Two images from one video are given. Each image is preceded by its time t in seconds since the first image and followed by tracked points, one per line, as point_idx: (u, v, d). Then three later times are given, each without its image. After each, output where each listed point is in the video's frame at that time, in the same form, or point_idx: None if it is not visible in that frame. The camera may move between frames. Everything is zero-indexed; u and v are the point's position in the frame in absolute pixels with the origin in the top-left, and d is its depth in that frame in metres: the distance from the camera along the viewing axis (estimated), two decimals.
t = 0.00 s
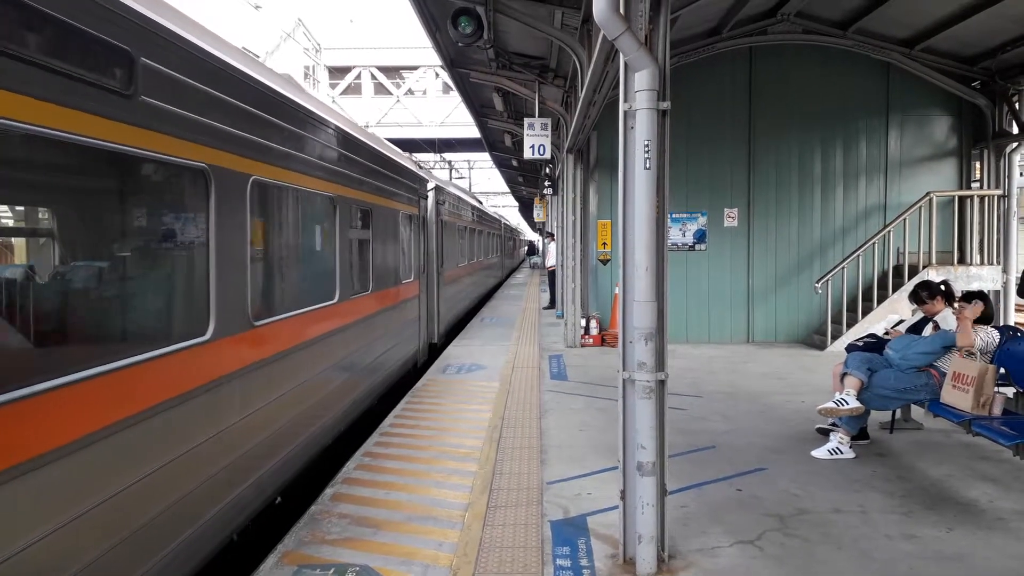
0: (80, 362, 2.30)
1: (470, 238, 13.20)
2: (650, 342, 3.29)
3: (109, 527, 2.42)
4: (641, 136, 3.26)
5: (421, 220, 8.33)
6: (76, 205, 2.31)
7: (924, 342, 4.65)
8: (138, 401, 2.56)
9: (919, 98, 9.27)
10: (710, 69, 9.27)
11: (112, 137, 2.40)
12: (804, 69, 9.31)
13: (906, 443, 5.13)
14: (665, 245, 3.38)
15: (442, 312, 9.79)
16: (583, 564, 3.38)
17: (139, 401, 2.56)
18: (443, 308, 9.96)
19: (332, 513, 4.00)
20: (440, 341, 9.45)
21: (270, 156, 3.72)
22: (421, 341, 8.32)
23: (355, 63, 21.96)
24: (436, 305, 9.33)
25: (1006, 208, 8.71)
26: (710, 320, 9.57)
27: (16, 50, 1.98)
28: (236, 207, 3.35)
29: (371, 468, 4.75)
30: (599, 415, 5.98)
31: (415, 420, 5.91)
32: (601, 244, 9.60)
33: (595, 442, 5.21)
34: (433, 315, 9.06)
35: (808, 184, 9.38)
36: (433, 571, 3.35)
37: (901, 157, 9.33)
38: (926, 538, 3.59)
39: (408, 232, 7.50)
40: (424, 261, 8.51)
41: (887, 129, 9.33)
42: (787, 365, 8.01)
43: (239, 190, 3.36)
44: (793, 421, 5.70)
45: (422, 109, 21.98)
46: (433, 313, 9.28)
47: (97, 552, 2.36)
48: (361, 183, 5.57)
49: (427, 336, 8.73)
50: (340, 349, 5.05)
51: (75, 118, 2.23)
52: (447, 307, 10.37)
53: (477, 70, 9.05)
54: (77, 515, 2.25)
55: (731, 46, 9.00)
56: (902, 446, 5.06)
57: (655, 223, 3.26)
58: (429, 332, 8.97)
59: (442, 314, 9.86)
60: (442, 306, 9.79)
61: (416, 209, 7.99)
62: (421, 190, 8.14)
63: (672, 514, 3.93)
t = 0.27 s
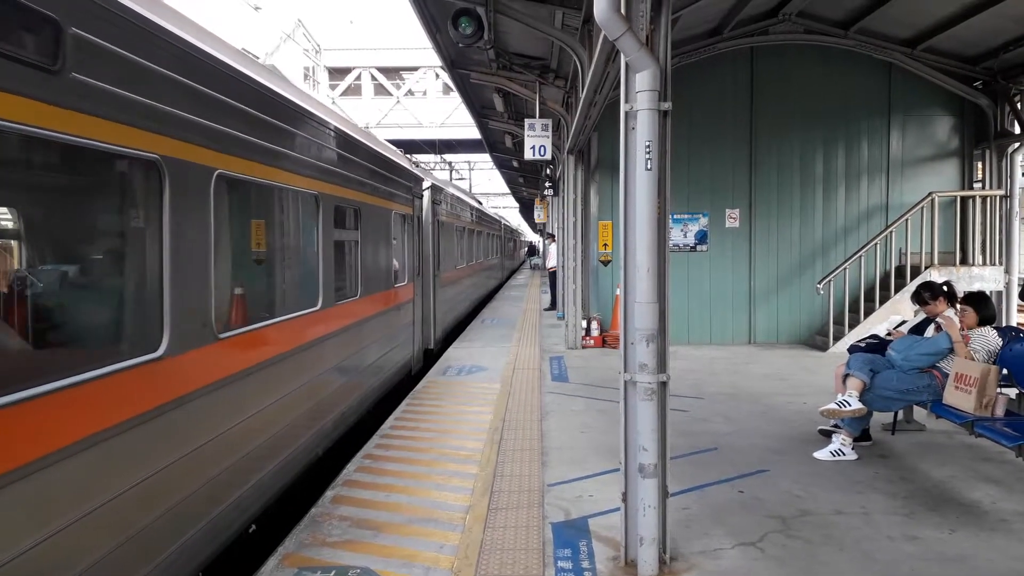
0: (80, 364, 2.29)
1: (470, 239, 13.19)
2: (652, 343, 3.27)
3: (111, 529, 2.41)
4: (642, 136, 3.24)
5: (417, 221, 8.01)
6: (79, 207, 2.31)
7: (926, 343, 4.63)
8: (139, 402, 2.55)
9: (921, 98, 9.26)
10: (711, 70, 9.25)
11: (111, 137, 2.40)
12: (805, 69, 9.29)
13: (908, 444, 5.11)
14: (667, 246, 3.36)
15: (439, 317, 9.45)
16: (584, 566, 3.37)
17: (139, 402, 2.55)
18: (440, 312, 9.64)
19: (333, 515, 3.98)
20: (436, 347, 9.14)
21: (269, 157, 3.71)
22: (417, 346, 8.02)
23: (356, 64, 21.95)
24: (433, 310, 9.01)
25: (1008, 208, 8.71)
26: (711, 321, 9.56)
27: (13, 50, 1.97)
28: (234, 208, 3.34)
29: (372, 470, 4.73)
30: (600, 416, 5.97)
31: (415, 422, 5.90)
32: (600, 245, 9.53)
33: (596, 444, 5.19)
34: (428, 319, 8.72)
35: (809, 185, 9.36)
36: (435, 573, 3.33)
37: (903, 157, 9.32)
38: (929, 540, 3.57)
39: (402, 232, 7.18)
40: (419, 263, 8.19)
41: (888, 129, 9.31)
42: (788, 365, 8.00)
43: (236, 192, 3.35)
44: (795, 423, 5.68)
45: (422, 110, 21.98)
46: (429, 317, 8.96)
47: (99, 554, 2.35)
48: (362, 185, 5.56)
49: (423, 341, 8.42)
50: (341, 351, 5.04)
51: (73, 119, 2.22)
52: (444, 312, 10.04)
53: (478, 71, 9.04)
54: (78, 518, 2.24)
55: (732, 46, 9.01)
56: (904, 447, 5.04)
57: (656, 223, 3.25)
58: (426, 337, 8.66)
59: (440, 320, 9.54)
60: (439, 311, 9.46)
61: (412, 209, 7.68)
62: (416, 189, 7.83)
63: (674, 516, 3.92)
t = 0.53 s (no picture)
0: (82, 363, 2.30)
1: (470, 239, 13.20)
2: (651, 343, 3.28)
3: (112, 528, 2.42)
4: (642, 136, 3.25)
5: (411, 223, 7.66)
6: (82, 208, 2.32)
7: (925, 343, 4.64)
8: (141, 402, 2.56)
9: (920, 98, 9.27)
10: (711, 70, 9.26)
11: (110, 137, 2.40)
12: (805, 69, 9.30)
13: (907, 444, 5.12)
14: (666, 246, 3.37)
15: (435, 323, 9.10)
16: (584, 565, 3.38)
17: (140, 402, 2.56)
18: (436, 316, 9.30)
19: (333, 514, 4.00)
20: (432, 353, 8.81)
21: (269, 158, 3.72)
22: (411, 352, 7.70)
23: (356, 65, 21.96)
24: (429, 315, 8.67)
25: (1008, 208, 8.71)
26: (711, 321, 9.56)
27: (14, 50, 1.98)
28: (232, 208, 3.35)
29: (372, 470, 4.74)
30: (600, 416, 5.97)
31: (416, 422, 5.91)
32: (600, 245, 9.53)
33: (596, 443, 5.20)
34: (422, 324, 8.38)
35: (809, 185, 9.37)
36: (434, 572, 3.34)
37: (902, 157, 9.32)
38: (928, 539, 3.58)
39: (395, 232, 6.86)
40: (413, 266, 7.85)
41: (888, 129, 9.32)
42: (788, 365, 8.00)
43: (235, 192, 3.36)
44: (794, 423, 5.69)
45: (422, 111, 21.99)
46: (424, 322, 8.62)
47: (100, 554, 2.36)
48: (362, 185, 5.57)
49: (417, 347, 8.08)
50: (341, 351, 5.05)
51: (75, 120, 2.24)
52: (441, 316, 9.70)
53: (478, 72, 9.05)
54: (80, 517, 2.26)
55: (732, 47, 9.02)
56: (903, 447, 5.05)
57: (656, 224, 3.26)
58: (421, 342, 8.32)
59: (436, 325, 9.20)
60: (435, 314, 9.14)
61: (405, 209, 7.36)
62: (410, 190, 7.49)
63: (673, 516, 3.92)
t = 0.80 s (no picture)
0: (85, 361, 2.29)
1: (471, 236, 13.20)
2: (652, 339, 3.29)
3: (113, 525, 2.42)
4: (643, 133, 3.25)
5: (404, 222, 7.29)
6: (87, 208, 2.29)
7: (926, 339, 4.64)
8: (141, 399, 2.56)
9: (922, 95, 9.25)
10: (711, 66, 9.25)
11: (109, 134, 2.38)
12: (806, 65, 9.29)
13: (907, 440, 5.12)
14: (667, 243, 3.36)
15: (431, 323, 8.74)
16: (585, 561, 3.38)
17: (141, 399, 2.56)
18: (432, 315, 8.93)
19: (334, 511, 4.00)
20: (428, 354, 8.47)
21: (269, 154, 3.71)
22: (405, 354, 7.35)
23: (357, 61, 21.92)
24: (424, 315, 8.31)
25: (1010, 204, 8.67)
26: (712, 317, 9.56)
27: (14, 46, 1.96)
28: (232, 206, 3.34)
29: (373, 466, 4.75)
30: (601, 412, 5.98)
31: (416, 418, 5.92)
32: (601, 242, 9.54)
33: (597, 440, 5.20)
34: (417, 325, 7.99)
35: (810, 181, 9.36)
36: (436, 568, 3.35)
37: (904, 153, 9.31)
38: (929, 535, 3.59)
39: (387, 227, 6.52)
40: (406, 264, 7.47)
41: (889, 125, 9.30)
42: (788, 362, 8.00)
43: (236, 189, 3.35)
44: (795, 419, 5.69)
45: (422, 107, 21.96)
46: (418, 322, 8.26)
47: (102, 550, 2.36)
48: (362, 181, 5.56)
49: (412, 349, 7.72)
50: (341, 348, 5.05)
51: (77, 118, 2.23)
52: (437, 316, 9.33)
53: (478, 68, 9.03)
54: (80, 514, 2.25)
55: (732, 43, 9.00)
56: (904, 443, 5.05)
57: (657, 221, 3.26)
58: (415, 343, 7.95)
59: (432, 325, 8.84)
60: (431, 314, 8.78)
61: (399, 204, 7.01)
62: (404, 187, 7.11)
63: (674, 512, 3.93)
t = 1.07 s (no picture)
0: (81, 363, 2.28)
1: (471, 237, 13.19)
2: (653, 341, 3.28)
3: (114, 527, 2.42)
4: (643, 134, 3.25)
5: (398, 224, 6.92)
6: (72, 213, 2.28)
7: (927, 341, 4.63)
8: (142, 401, 2.56)
9: (921, 96, 9.26)
10: (710, 68, 9.25)
11: (107, 136, 2.38)
12: (805, 66, 9.29)
13: (909, 441, 5.12)
14: (668, 244, 3.36)
15: (427, 329, 8.33)
16: (586, 563, 3.38)
17: (142, 401, 2.56)
18: (428, 320, 8.53)
19: (335, 512, 3.99)
20: (424, 361, 8.08)
21: (269, 156, 3.71)
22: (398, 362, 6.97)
23: (356, 63, 21.92)
24: (419, 321, 7.93)
25: (1009, 206, 8.69)
26: (712, 318, 9.56)
27: (12, 48, 1.97)
28: (235, 208, 3.34)
29: (374, 468, 4.75)
30: (601, 414, 5.97)
31: (417, 420, 5.91)
32: (601, 243, 9.54)
33: (598, 441, 5.20)
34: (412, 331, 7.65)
35: (809, 182, 9.37)
36: (437, 570, 3.34)
37: (903, 155, 9.32)
38: (930, 537, 3.58)
39: (379, 229, 6.16)
40: (400, 267, 7.10)
41: (889, 127, 9.31)
42: (789, 363, 7.99)
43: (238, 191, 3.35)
44: (795, 420, 5.69)
45: (422, 108, 21.97)
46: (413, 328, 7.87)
47: (103, 552, 2.36)
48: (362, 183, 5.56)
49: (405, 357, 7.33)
50: (342, 349, 5.04)
51: (74, 119, 2.23)
52: (433, 321, 8.94)
53: (477, 70, 9.03)
54: (81, 517, 2.25)
55: (732, 44, 9.01)
56: (905, 445, 5.05)
57: (657, 223, 3.26)
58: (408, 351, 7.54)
59: (428, 331, 8.43)
60: (427, 320, 8.38)
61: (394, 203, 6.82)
62: (396, 186, 6.74)
63: (675, 514, 3.92)
